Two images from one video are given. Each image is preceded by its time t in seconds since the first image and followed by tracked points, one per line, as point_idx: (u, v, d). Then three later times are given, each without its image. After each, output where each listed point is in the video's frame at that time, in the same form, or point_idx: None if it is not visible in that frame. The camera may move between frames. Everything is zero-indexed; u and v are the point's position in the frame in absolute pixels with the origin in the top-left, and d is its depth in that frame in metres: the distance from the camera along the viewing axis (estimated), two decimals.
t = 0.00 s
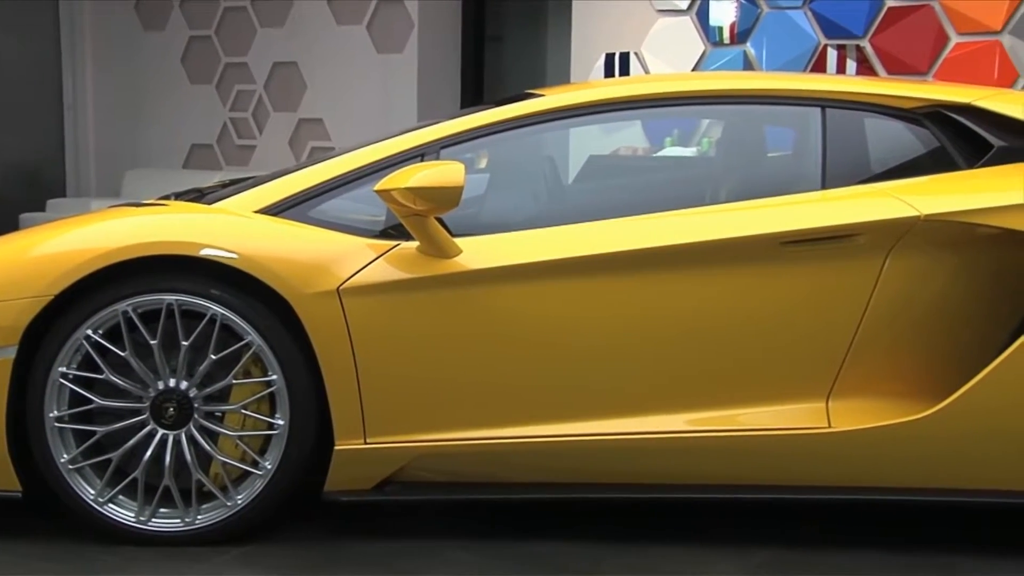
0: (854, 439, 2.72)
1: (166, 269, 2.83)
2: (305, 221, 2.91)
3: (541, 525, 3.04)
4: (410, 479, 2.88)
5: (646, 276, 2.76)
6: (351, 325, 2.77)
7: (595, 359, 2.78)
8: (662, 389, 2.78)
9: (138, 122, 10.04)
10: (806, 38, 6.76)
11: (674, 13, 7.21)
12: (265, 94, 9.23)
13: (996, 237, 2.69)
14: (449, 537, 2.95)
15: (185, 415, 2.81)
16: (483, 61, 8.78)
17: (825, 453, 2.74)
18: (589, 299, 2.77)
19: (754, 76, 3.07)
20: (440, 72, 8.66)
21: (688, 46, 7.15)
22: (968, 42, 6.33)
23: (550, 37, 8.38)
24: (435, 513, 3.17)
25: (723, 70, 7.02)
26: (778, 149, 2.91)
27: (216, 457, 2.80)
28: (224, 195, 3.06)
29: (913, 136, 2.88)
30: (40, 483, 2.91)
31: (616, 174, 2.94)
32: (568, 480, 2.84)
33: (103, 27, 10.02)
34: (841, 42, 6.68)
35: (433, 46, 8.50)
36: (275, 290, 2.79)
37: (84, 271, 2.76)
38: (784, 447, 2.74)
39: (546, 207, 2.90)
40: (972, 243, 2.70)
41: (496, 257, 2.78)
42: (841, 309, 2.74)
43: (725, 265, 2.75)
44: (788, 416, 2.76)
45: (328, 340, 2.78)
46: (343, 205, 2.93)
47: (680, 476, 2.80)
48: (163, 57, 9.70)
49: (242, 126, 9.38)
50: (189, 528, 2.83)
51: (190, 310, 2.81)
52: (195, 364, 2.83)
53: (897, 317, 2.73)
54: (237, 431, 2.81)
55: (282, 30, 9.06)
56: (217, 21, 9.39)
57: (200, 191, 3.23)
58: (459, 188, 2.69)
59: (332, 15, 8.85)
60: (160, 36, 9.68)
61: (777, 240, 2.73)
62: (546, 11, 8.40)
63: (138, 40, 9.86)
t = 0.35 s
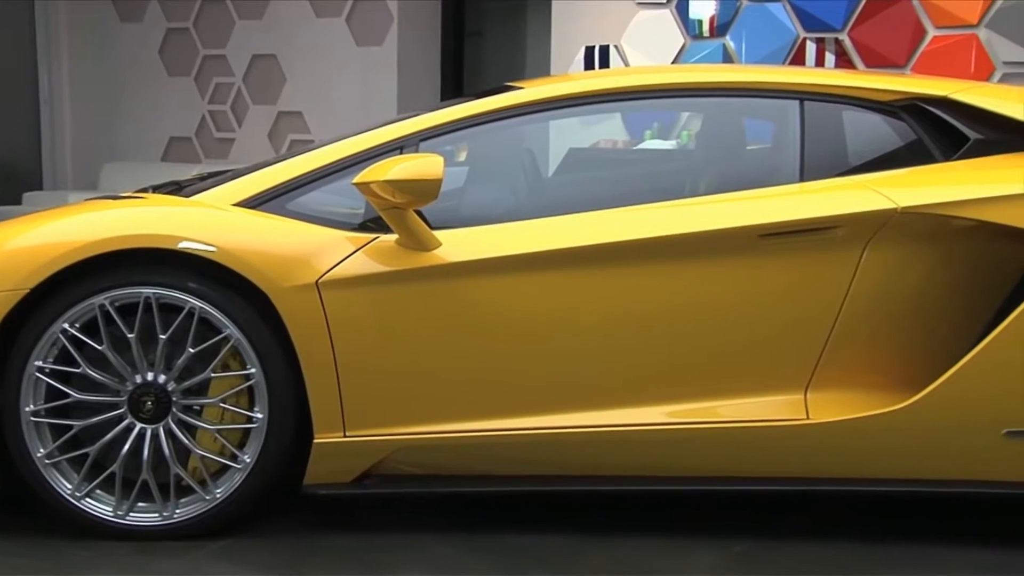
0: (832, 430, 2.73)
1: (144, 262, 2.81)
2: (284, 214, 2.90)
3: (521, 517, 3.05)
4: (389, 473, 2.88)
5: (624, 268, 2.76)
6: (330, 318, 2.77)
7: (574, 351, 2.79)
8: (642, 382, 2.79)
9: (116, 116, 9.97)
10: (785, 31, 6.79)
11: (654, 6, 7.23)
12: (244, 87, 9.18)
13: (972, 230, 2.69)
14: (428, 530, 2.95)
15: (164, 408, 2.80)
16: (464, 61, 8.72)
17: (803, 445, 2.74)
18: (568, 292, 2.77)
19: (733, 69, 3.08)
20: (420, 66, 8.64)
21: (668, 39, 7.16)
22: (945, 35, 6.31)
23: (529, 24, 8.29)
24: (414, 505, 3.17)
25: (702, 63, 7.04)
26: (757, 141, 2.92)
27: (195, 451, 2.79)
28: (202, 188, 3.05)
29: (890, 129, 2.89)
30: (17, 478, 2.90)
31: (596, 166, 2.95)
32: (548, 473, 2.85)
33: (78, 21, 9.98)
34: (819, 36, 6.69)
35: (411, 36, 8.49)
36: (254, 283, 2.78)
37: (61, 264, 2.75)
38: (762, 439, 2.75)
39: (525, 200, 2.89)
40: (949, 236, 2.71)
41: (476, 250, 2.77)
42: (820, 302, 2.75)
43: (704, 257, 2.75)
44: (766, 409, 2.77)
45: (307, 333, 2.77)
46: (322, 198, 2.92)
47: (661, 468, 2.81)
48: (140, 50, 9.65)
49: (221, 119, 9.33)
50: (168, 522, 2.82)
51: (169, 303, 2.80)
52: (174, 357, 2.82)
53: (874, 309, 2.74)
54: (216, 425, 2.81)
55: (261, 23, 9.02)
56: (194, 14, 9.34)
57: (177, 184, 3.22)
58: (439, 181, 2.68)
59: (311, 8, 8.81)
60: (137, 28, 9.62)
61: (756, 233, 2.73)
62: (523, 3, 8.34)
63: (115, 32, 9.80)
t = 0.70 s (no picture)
0: (807, 423, 2.73)
1: (118, 257, 2.80)
2: (259, 209, 2.88)
3: (497, 511, 3.05)
4: (366, 467, 2.88)
5: (600, 262, 2.75)
6: (305, 313, 2.76)
7: (550, 345, 2.78)
8: (618, 376, 2.79)
9: (91, 111, 9.90)
10: (761, 26, 6.78)
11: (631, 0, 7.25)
12: (220, 81, 9.12)
13: (944, 224, 2.71)
14: (405, 525, 2.96)
15: (139, 404, 2.79)
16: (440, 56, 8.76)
17: (779, 439, 2.75)
18: (544, 286, 2.76)
19: (709, 63, 3.08)
20: (396, 60, 8.62)
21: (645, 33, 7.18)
22: (919, 31, 6.35)
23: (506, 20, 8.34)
24: (390, 500, 3.17)
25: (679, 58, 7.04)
26: (734, 137, 2.92)
27: (170, 447, 2.78)
28: (176, 182, 3.04)
29: (865, 123, 2.90)
30: None
31: (574, 161, 2.95)
32: (524, 467, 2.85)
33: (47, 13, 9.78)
34: (795, 31, 6.70)
35: (389, 30, 8.49)
36: (230, 278, 2.77)
37: (34, 259, 2.73)
38: (738, 432, 2.75)
39: (502, 194, 2.89)
40: (922, 230, 2.72)
41: (451, 245, 2.77)
42: (796, 296, 2.75)
43: (680, 252, 2.74)
44: (742, 402, 2.77)
45: (283, 328, 2.76)
46: (297, 192, 2.91)
47: (637, 461, 2.81)
48: (115, 43, 9.58)
49: (197, 114, 9.27)
50: (142, 519, 2.81)
51: (143, 299, 2.78)
52: (148, 353, 2.81)
53: (849, 302, 2.75)
54: (191, 420, 2.80)
55: (237, 17, 8.98)
56: (170, 8, 9.28)
57: (152, 178, 3.21)
58: (415, 176, 2.68)
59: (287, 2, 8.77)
60: (112, 22, 9.57)
61: (731, 227, 2.73)
62: None
63: (89, 26, 9.72)
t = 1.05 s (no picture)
0: (783, 419, 2.74)
1: (93, 255, 2.79)
2: (234, 206, 2.87)
3: (474, 509, 3.05)
4: (344, 465, 2.87)
5: (576, 259, 2.75)
6: (282, 310, 2.75)
7: (528, 342, 2.78)
8: (595, 373, 2.79)
9: (65, 108, 9.81)
10: (737, 23, 6.80)
11: None
12: (196, 78, 9.07)
13: (918, 220, 2.72)
14: (383, 523, 2.95)
15: (114, 403, 2.78)
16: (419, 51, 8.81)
17: (755, 434, 2.76)
18: (520, 283, 2.76)
19: (686, 60, 3.08)
20: (374, 57, 8.60)
21: (623, 30, 7.19)
22: (893, 29, 6.41)
23: (485, 16, 8.14)
24: (367, 498, 3.16)
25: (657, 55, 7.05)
26: (710, 133, 2.92)
27: (145, 445, 2.77)
28: (152, 179, 3.02)
29: (840, 121, 2.91)
30: None
31: (552, 158, 2.94)
32: (502, 464, 2.84)
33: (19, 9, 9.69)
34: (771, 28, 6.72)
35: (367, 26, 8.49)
36: (205, 276, 2.76)
37: (7, 257, 2.72)
38: (714, 428, 2.75)
39: (479, 191, 2.89)
40: (896, 227, 2.72)
41: (428, 243, 2.76)
42: (773, 292, 2.76)
43: (656, 248, 2.74)
44: (718, 398, 2.78)
45: (259, 326, 2.75)
46: (273, 189, 2.90)
47: (614, 458, 2.81)
48: (89, 40, 9.51)
49: (174, 112, 9.23)
50: (118, 518, 2.80)
51: (118, 297, 2.77)
52: (123, 351, 2.80)
53: (825, 298, 2.76)
54: (167, 419, 2.78)
55: (214, 13, 8.94)
56: (145, 4, 9.24)
57: (127, 175, 3.19)
58: (391, 173, 2.68)
59: None
60: (86, 17, 9.49)
61: (707, 224, 2.73)
62: None
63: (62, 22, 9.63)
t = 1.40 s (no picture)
0: (758, 417, 2.75)
1: (65, 255, 2.77)
2: (209, 205, 2.86)
3: (450, 509, 3.04)
4: (319, 465, 2.86)
5: (551, 258, 2.75)
6: (257, 310, 2.74)
7: (503, 341, 2.78)
8: (571, 373, 2.80)
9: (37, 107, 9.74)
10: (714, 23, 6.81)
11: None
12: (170, 77, 9.03)
13: (892, 219, 2.73)
14: (358, 523, 2.95)
15: (87, 404, 2.76)
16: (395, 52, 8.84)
17: (730, 432, 2.76)
18: (496, 283, 2.76)
19: (661, 60, 3.08)
20: (350, 56, 8.58)
21: (599, 30, 7.21)
22: (867, 29, 6.43)
23: (461, 17, 8.20)
24: (343, 498, 3.15)
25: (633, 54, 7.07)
26: (685, 133, 2.92)
27: (119, 446, 2.76)
28: (125, 179, 3.01)
29: (814, 120, 2.92)
30: None
31: (528, 158, 2.93)
32: (478, 463, 2.84)
33: None
34: (746, 28, 6.74)
35: (343, 24, 8.46)
36: (179, 276, 2.75)
37: None
38: (689, 427, 2.76)
39: (454, 190, 2.88)
40: (870, 225, 2.74)
41: (403, 242, 2.76)
42: (748, 291, 2.76)
43: (631, 247, 2.75)
44: (694, 397, 2.78)
45: (234, 325, 2.74)
46: (248, 189, 2.89)
47: (590, 457, 2.82)
48: (62, 38, 9.44)
49: (148, 110, 9.18)
50: (91, 519, 2.78)
51: (91, 297, 2.76)
52: (97, 351, 2.78)
53: (799, 297, 2.77)
54: (141, 419, 2.77)
55: (189, 12, 8.90)
56: (120, 3, 9.19)
57: (101, 175, 3.18)
58: (366, 172, 2.67)
59: None
60: (59, 16, 9.43)
61: (683, 223, 2.73)
62: None
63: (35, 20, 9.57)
